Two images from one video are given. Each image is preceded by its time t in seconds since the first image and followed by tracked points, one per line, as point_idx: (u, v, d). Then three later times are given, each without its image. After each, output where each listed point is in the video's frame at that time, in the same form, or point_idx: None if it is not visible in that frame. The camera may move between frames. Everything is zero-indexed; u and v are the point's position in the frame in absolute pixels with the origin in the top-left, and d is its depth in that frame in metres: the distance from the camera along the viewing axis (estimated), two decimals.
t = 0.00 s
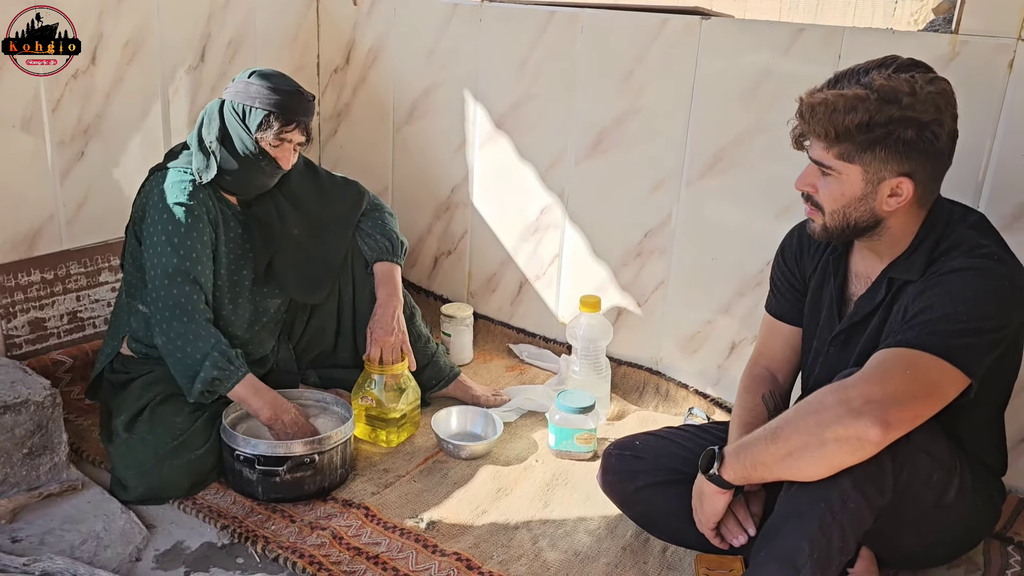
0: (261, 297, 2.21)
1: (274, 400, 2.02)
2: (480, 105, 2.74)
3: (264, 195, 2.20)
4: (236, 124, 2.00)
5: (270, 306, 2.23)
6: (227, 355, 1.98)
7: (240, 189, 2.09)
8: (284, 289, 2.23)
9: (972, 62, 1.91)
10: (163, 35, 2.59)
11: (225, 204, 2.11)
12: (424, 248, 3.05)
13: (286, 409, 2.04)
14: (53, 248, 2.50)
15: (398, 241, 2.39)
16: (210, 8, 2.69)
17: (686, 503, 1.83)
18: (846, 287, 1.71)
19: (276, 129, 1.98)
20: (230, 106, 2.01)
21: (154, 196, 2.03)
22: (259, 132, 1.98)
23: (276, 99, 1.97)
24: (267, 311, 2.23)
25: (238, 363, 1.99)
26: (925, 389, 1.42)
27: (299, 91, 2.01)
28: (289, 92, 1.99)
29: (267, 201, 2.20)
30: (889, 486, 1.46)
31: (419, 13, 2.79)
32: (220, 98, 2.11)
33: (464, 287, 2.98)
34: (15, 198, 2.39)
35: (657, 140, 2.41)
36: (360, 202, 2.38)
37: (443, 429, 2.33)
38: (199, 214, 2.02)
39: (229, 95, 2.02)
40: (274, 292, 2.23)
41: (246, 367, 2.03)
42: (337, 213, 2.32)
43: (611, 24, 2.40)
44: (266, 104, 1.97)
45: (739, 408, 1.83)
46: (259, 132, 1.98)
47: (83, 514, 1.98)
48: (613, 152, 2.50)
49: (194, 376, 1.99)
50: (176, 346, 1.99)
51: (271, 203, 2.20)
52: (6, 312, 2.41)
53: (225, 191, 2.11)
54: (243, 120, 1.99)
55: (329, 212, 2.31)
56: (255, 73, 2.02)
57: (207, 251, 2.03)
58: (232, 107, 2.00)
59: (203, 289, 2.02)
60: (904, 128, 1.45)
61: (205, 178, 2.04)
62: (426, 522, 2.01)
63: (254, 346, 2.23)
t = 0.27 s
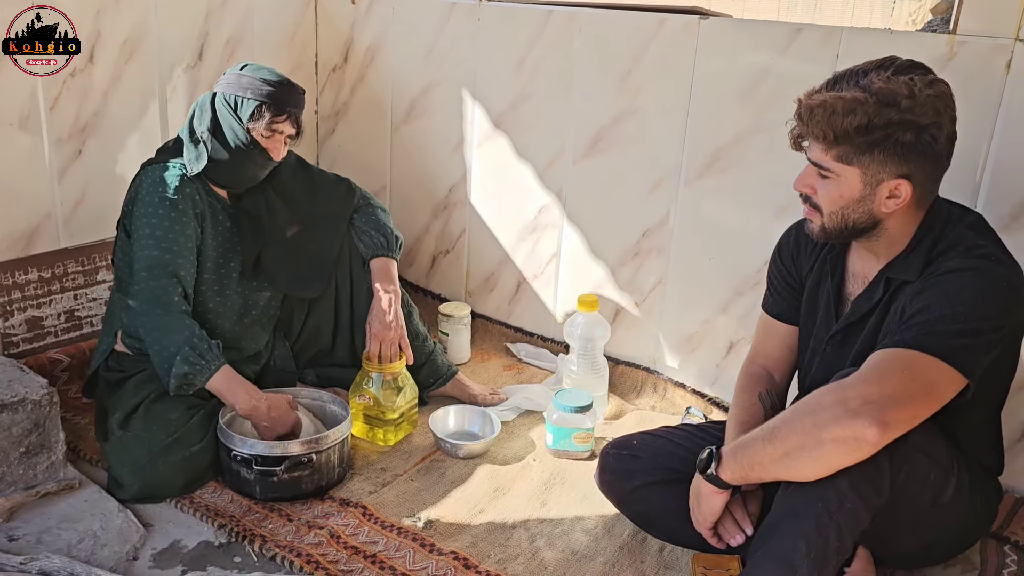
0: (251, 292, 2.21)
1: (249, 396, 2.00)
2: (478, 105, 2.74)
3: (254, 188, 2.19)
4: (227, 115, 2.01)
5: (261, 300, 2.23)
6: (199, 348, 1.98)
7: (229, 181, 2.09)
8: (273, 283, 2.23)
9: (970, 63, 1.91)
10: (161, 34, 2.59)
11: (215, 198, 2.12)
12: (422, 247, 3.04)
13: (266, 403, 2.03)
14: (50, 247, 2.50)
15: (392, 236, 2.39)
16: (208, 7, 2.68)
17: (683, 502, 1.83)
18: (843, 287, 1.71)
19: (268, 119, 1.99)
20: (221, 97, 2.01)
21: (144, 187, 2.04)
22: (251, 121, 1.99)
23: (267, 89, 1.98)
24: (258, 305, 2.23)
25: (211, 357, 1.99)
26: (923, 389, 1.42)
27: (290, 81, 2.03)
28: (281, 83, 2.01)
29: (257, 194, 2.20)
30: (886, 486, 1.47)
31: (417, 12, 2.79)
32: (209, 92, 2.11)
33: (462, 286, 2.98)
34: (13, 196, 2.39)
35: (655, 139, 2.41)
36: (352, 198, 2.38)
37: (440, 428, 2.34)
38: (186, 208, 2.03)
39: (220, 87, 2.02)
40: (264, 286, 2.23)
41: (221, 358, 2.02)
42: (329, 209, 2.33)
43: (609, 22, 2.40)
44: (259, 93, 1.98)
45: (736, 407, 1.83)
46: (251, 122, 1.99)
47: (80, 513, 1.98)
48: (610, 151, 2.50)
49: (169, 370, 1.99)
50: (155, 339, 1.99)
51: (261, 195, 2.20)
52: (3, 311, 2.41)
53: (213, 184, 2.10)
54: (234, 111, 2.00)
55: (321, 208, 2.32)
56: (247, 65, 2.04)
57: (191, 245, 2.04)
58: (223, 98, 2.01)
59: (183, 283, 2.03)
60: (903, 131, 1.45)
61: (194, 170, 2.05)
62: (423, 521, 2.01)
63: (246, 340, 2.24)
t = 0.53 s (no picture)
0: (253, 294, 2.21)
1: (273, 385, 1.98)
2: (476, 104, 2.74)
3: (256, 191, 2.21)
4: (233, 119, 2.01)
5: (262, 302, 2.23)
6: (213, 323, 1.97)
7: (232, 185, 2.10)
8: (274, 285, 2.23)
9: (968, 63, 1.91)
10: (160, 32, 2.59)
11: (216, 198, 2.12)
12: (421, 246, 3.04)
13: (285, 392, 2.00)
14: (48, 245, 2.49)
15: (392, 237, 2.40)
16: (206, 6, 2.68)
17: (681, 501, 1.83)
18: (841, 286, 1.71)
19: (274, 126, 1.99)
20: (228, 101, 2.01)
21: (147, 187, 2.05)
22: (256, 128, 1.99)
23: (275, 96, 1.98)
24: (259, 307, 2.23)
25: (225, 329, 1.98)
26: (920, 389, 1.42)
27: (297, 89, 2.03)
28: (288, 90, 2.00)
29: (260, 198, 2.21)
30: (884, 485, 1.47)
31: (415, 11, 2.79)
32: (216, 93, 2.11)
33: (460, 285, 2.98)
34: (11, 195, 2.39)
35: (653, 138, 2.41)
36: (353, 201, 2.39)
37: (437, 428, 2.33)
38: (188, 207, 2.03)
39: (227, 90, 2.02)
40: (265, 289, 2.23)
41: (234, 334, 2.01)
42: (331, 212, 2.33)
43: (607, 22, 2.40)
44: (266, 100, 1.98)
45: (734, 406, 1.83)
46: (257, 128, 2.00)
47: (78, 512, 1.98)
48: (609, 150, 2.50)
49: (183, 351, 1.96)
50: (153, 329, 1.96)
51: (263, 199, 2.21)
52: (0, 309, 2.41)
53: (214, 185, 2.11)
54: (241, 116, 2.01)
55: (323, 210, 2.32)
56: (254, 69, 2.03)
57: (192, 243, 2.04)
58: (230, 102, 2.01)
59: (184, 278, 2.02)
60: (900, 131, 1.46)
61: (201, 172, 2.05)
62: (421, 520, 2.01)
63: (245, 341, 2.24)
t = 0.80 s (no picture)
0: (258, 298, 2.21)
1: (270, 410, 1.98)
2: (474, 103, 2.74)
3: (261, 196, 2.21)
4: (243, 127, 2.01)
5: (266, 306, 2.23)
6: (224, 349, 1.95)
7: (239, 191, 2.10)
8: (280, 289, 2.23)
9: (965, 64, 1.91)
10: (157, 31, 2.58)
11: (223, 203, 2.12)
12: (418, 245, 3.04)
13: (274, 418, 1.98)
14: (45, 244, 2.49)
15: (392, 238, 2.40)
16: (204, 5, 2.68)
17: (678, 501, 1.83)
18: (838, 287, 1.71)
19: (282, 136, 1.99)
20: (237, 108, 2.01)
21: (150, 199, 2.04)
22: (266, 137, 2.00)
23: (285, 106, 1.98)
24: (263, 311, 2.23)
25: (233, 359, 1.96)
26: (916, 389, 1.42)
27: (307, 98, 2.02)
28: (298, 100, 2.00)
29: (265, 203, 2.21)
30: (880, 485, 1.47)
31: (413, 10, 2.79)
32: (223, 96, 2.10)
33: (458, 285, 2.98)
34: (8, 193, 2.38)
35: (652, 138, 2.41)
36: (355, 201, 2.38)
37: (434, 426, 2.33)
38: (199, 215, 2.02)
39: (236, 97, 2.01)
40: (270, 292, 2.23)
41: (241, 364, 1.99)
42: (334, 213, 2.32)
43: (605, 22, 2.40)
44: (275, 110, 1.98)
45: (731, 407, 1.83)
46: (267, 137, 2.00)
47: (74, 510, 1.97)
48: (607, 151, 2.50)
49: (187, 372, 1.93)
50: (170, 340, 1.94)
51: (269, 204, 2.21)
52: None
53: (221, 191, 2.11)
54: (250, 124, 2.00)
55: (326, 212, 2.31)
56: (263, 76, 2.02)
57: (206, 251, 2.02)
58: (240, 109, 2.01)
59: (200, 289, 2.00)
60: (895, 132, 1.46)
61: (210, 179, 2.05)
62: (418, 520, 2.01)
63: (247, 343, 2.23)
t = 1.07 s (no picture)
0: (247, 291, 2.20)
1: (242, 399, 2.00)
2: (472, 102, 2.73)
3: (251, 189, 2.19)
4: (229, 114, 2.00)
5: (257, 301, 2.23)
6: (199, 348, 1.96)
7: (226, 181, 2.08)
8: (270, 284, 2.23)
9: (963, 64, 1.92)
10: (155, 29, 2.58)
11: (212, 195, 2.11)
12: (416, 244, 3.04)
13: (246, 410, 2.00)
14: (42, 241, 2.49)
15: (388, 235, 2.39)
16: (201, 3, 2.67)
17: (675, 500, 1.83)
18: (836, 287, 1.72)
19: (267, 123, 1.98)
20: (224, 96, 2.00)
21: (141, 183, 2.02)
22: (250, 124, 1.98)
23: (270, 92, 1.97)
24: (254, 305, 2.22)
25: (209, 359, 1.97)
26: (914, 389, 1.43)
27: (294, 86, 2.01)
28: (285, 87, 1.99)
29: (255, 196, 2.19)
30: (877, 485, 1.47)
31: (411, 9, 2.79)
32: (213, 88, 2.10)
33: (455, 284, 2.98)
34: (5, 191, 2.38)
35: (650, 137, 2.41)
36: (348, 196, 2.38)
37: (432, 425, 2.33)
38: (182, 206, 2.01)
39: (224, 86, 2.01)
40: (260, 286, 2.22)
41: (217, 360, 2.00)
42: (326, 209, 2.32)
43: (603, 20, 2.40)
44: (261, 96, 1.96)
45: (729, 407, 1.84)
46: (252, 124, 1.98)
47: (71, 509, 1.97)
48: (605, 150, 2.50)
49: (163, 371, 1.96)
50: (150, 338, 1.96)
51: (260, 198, 2.20)
52: None
53: (209, 182, 2.10)
54: (236, 111, 1.99)
55: (318, 208, 2.31)
56: (252, 66, 2.02)
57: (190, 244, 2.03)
58: (226, 98, 2.00)
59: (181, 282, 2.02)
60: (893, 132, 1.46)
61: (195, 168, 2.04)
62: (415, 519, 2.01)
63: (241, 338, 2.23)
